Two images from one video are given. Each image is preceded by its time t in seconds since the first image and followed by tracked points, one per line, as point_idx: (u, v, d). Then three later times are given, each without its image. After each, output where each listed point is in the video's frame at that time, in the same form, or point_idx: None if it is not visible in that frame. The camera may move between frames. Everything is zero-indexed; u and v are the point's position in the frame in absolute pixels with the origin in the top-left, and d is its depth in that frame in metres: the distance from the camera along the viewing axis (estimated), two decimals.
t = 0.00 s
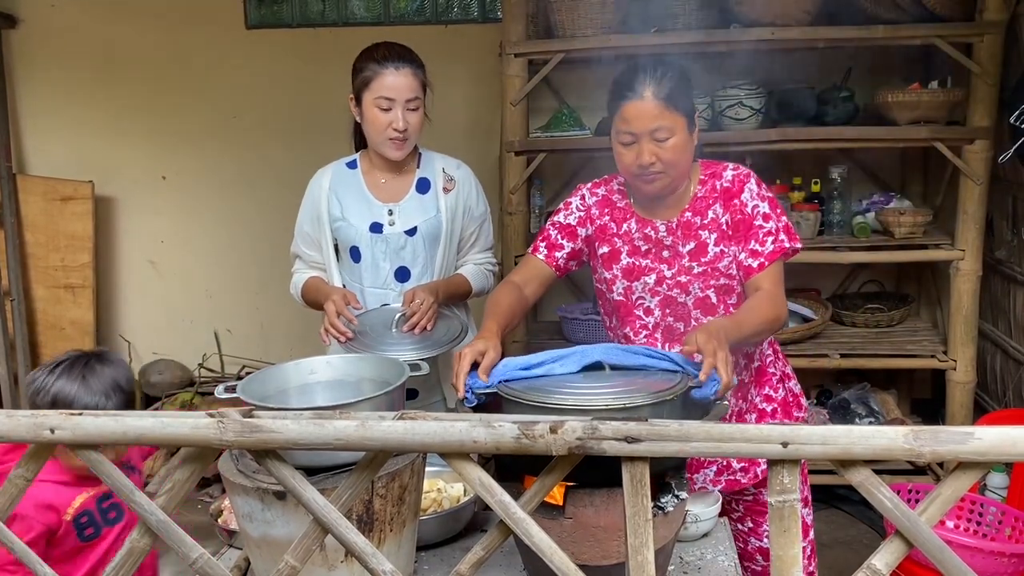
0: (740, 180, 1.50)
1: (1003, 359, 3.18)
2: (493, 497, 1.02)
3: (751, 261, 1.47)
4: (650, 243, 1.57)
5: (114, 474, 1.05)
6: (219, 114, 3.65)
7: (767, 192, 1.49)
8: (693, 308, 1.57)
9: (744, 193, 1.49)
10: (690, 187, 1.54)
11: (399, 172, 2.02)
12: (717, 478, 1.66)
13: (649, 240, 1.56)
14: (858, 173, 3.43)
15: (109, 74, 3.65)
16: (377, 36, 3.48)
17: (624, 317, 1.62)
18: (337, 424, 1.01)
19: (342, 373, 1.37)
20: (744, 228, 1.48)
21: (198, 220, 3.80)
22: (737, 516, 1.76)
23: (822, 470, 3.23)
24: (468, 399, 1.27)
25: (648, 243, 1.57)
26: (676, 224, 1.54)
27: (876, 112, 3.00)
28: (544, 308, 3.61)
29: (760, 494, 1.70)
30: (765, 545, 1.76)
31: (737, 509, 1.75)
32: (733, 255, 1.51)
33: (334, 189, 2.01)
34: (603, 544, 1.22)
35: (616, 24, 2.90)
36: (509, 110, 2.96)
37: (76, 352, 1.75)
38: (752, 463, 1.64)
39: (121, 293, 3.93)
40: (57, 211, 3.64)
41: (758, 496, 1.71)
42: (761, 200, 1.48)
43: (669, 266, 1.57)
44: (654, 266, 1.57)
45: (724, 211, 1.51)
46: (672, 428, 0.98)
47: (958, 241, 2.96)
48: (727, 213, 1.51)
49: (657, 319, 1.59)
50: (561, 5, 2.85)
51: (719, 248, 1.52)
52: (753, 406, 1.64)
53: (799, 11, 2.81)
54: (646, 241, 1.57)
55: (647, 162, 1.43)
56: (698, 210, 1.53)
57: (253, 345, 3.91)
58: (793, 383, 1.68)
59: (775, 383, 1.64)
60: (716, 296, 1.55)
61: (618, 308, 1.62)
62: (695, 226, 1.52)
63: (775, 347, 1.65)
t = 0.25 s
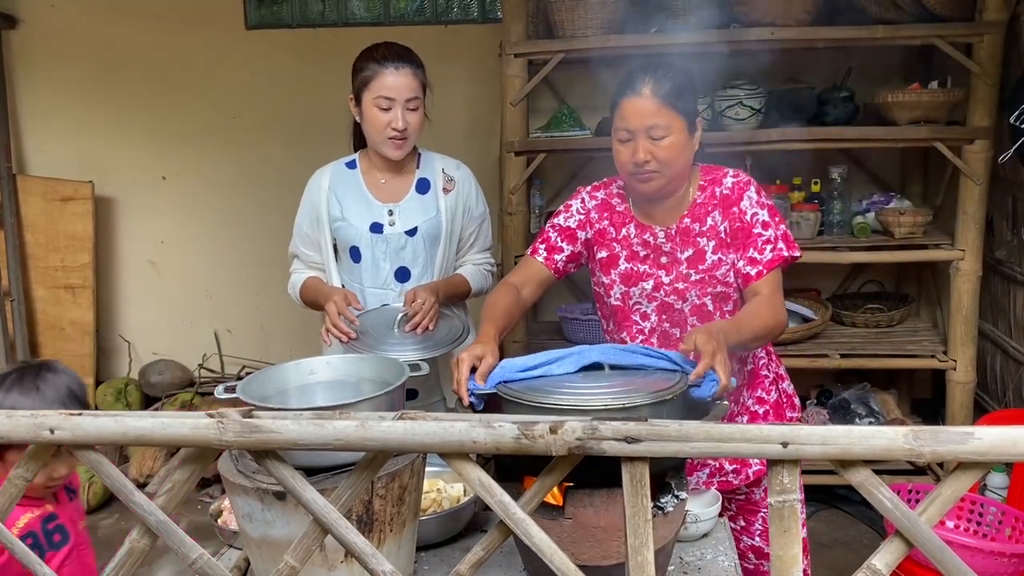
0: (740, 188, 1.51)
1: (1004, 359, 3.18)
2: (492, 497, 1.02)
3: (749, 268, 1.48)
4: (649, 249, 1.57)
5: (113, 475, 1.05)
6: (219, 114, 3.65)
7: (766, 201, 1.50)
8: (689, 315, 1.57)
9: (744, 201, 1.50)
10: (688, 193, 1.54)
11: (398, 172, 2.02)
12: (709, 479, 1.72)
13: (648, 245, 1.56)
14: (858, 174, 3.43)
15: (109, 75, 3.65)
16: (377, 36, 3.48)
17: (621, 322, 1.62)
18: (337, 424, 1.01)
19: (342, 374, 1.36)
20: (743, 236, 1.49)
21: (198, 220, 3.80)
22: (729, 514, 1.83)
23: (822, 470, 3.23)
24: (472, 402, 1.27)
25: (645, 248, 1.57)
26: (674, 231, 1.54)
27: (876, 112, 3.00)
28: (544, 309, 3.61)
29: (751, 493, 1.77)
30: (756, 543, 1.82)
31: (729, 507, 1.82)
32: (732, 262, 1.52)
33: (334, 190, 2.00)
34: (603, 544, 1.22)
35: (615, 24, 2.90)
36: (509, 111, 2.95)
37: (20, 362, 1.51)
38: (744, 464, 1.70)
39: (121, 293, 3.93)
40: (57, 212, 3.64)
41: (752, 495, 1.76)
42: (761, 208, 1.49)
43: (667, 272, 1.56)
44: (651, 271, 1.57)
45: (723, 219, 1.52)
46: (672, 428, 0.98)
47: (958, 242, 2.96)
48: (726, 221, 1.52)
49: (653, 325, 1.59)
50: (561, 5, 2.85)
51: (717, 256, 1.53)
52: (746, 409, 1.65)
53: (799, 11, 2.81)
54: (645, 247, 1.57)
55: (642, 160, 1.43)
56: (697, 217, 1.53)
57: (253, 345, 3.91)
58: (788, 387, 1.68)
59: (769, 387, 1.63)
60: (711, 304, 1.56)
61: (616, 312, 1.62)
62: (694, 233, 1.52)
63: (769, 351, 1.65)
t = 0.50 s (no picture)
0: (737, 191, 1.51)
1: (1004, 360, 3.18)
2: (492, 498, 1.02)
3: (748, 270, 1.49)
4: (646, 251, 1.56)
5: (113, 475, 1.05)
6: (219, 114, 3.65)
7: (763, 203, 1.51)
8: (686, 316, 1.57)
9: (742, 204, 1.50)
10: (685, 196, 1.53)
11: (396, 173, 2.01)
12: (707, 480, 1.74)
13: (645, 247, 1.56)
14: (858, 174, 3.43)
15: (108, 75, 3.65)
16: (377, 37, 3.48)
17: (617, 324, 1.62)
18: (337, 425, 1.01)
19: (341, 374, 1.36)
20: (741, 238, 1.50)
21: (198, 220, 3.79)
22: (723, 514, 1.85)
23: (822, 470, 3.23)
24: (472, 378, 1.29)
25: (642, 250, 1.57)
26: (672, 232, 1.54)
27: (876, 112, 3.00)
28: (544, 309, 3.61)
29: (745, 493, 1.80)
30: (750, 542, 1.85)
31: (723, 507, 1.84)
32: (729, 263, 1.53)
33: (333, 191, 2.00)
34: (603, 544, 1.22)
35: (615, 25, 2.89)
36: (509, 111, 2.95)
37: None
38: (743, 465, 1.73)
39: (121, 294, 3.93)
40: (57, 213, 3.64)
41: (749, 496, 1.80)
42: (758, 210, 1.49)
43: (664, 274, 1.56)
44: (648, 272, 1.57)
45: (720, 221, 1.52)
46: (672, 429, 0.98)
47: (958, 242, 2.95)
48: (723, 223, 1.52)
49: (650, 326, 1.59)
50: (561, 5, 2.85)
51: (714, 258, 1.54)
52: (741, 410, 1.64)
53: (799, 11, 2.81)
54: (642, 249, 1.57)
55: (639, 157, 1.43)
56: (694, 218, 1.53)
57: (253, 345, 3.91)
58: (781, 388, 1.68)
59: (763, 387, 1.64)
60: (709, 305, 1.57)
61: (612, 314, 1.62)
62: (692, 235, 1.53)
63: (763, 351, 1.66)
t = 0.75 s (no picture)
0: (745, 182, 1.53)
1: (1004, 360, 3.18)
2: (492, 498, 1.02)
3: (759, 261, 1.47)
4: (652, 239, 1.59)
5: (113, 475, 1.05)
6: (220, 114, 3.65)
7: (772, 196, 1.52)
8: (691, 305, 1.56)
9: (749, 195, 1.52)
10: (693, 187, 1.57)
11: (394, 173, 2.01)
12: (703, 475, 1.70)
13: (651, 235, 1.59)
14: (859, 174, 3.43)
15: (109, 75, 3.65)
16: (377, 37, 3.48)
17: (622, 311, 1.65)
18: (337, 425, 1.01)
19: (341, 375, 1.36)
20: (749, 230, 1.51)
21: (198, 221, 3.79)
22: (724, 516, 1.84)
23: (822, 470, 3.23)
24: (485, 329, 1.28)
25: (648, 238, 1.60)
26: (679, 222, 1.57)
27: (876, 112, 3.00)
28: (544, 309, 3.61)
29: (745, 494, 1.79)
30: (750, 545, 1.83)
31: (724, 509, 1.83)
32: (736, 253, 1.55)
33: (331, 193, 2.00)
34: (603, 545, 1.22)
35: (615, 25, 2.89)
36: (509, 111, 2.95)
37: None
38: (737, 461, 1.69)
39: (121, 294, 3.93)
40: (57, 213, 3.64)
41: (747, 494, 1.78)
42: (766, 203, 1.51)
43: (669, 263, 1.59)
44: (653, 261, 1.60)
45: (728, 212, 1.54)
46: (671, 429, 0.98)
47: (958, 242, 2.95)
48: (731, 214, 1.54)
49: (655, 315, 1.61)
50: (561, 6, 2.85)
51: (719, 248, 1.56)
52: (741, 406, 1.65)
53: (799, 11, 2.81)
54: (648, 237, 1.60)
55: (643, 150, 1.46)
56: (701, 209, 1.56)
57: (252, 345, 3.91)
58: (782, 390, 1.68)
59: (763, 386, 1.64)
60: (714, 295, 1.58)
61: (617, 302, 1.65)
62: (698, 224, 1.56)
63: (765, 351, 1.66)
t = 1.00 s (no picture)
0: (779, 175, 1.59)
1: (1004, 360, 3.18)
2: (492, 498, 1.02)
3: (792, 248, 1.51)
4: (685, 224, 1.64)
5: (113, 476, 1.05)
6: (220, 114, 3.64)
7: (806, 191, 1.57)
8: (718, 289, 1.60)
9: (783, 187, 1.58)
10: (729, 176, 1.63)
11: (390, 176, 2.01)
12: (712, 468, 1.67)
13: (684, 221, 1.64)
14: (859, 174, 3.43)
15: (109, 76, 3.65)
16: (377, 37, 3.48)
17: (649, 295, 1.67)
18: (337, 425, 1.01)
19: (340, 375, 1.36)
20: (783, 219, 1.55)
21: (198, 221, 3.79)
22: (749, 530, 1.77)
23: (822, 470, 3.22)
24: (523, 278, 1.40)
25: (680, 223, 1.64)
26: (712, 208, 1.62)
27: (876, 112, 3.00)
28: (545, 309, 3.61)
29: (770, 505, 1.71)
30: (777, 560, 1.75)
31: (749, 522, 1.75)
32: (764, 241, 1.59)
33: (327, 196, 1.98)
34: (603, 545, 1.22)
35: (615, 25, 2.89)
36: (509, 111, 2.95)
37: None
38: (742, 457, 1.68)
39: (121, 294, 3.93)
40: (57, 213, 3.64)
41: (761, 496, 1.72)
42: (800, 196, 1.56)
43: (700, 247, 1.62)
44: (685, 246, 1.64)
45: (761, 201, 1.59)
46: (672, 429, 0.98)
47: (958, 242, 2.95)
48: (764, 204, 1.59)
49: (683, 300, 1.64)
50: (561, 6, 2.85)
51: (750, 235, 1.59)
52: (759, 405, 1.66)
53: (798, 11, 2.81)
54: (681, 222, 1.64)
55: (676, 142, 1.54)
56: (735, 198, 1.61)
57: (252, 346, 3.91)
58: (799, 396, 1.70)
59: (780, 387, 1.66)
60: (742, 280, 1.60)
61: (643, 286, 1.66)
62: (730, 212, 1.60)
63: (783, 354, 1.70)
